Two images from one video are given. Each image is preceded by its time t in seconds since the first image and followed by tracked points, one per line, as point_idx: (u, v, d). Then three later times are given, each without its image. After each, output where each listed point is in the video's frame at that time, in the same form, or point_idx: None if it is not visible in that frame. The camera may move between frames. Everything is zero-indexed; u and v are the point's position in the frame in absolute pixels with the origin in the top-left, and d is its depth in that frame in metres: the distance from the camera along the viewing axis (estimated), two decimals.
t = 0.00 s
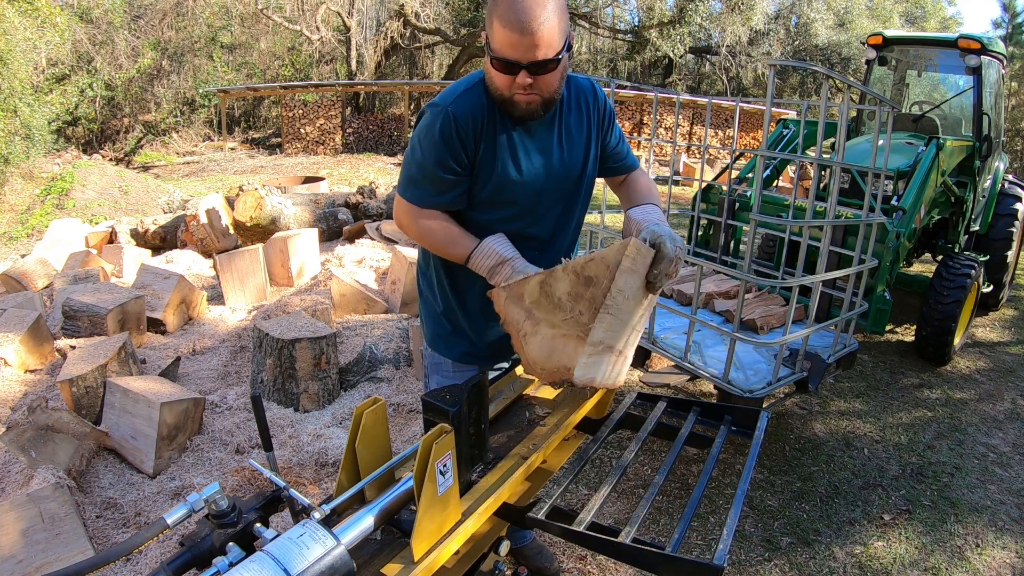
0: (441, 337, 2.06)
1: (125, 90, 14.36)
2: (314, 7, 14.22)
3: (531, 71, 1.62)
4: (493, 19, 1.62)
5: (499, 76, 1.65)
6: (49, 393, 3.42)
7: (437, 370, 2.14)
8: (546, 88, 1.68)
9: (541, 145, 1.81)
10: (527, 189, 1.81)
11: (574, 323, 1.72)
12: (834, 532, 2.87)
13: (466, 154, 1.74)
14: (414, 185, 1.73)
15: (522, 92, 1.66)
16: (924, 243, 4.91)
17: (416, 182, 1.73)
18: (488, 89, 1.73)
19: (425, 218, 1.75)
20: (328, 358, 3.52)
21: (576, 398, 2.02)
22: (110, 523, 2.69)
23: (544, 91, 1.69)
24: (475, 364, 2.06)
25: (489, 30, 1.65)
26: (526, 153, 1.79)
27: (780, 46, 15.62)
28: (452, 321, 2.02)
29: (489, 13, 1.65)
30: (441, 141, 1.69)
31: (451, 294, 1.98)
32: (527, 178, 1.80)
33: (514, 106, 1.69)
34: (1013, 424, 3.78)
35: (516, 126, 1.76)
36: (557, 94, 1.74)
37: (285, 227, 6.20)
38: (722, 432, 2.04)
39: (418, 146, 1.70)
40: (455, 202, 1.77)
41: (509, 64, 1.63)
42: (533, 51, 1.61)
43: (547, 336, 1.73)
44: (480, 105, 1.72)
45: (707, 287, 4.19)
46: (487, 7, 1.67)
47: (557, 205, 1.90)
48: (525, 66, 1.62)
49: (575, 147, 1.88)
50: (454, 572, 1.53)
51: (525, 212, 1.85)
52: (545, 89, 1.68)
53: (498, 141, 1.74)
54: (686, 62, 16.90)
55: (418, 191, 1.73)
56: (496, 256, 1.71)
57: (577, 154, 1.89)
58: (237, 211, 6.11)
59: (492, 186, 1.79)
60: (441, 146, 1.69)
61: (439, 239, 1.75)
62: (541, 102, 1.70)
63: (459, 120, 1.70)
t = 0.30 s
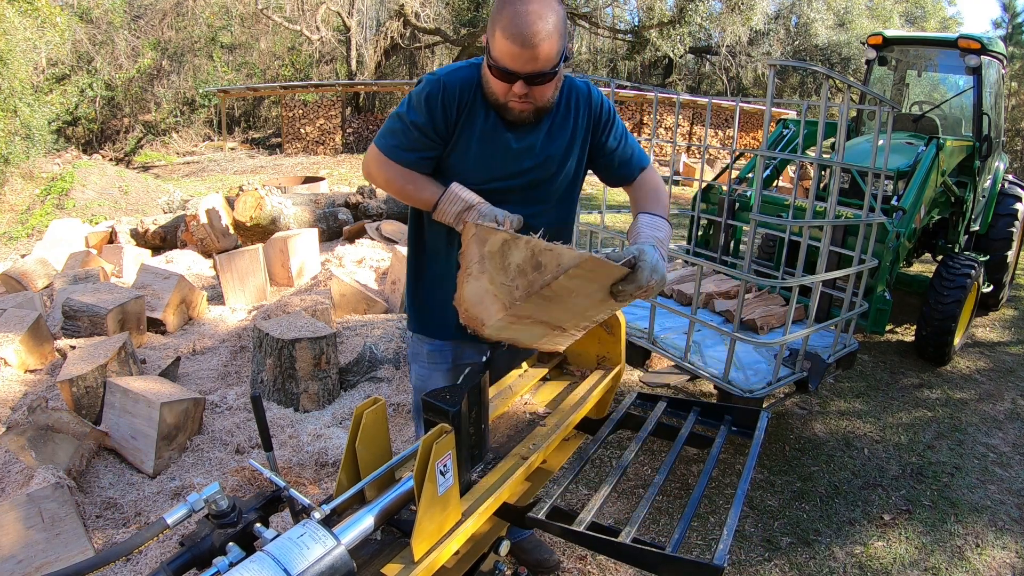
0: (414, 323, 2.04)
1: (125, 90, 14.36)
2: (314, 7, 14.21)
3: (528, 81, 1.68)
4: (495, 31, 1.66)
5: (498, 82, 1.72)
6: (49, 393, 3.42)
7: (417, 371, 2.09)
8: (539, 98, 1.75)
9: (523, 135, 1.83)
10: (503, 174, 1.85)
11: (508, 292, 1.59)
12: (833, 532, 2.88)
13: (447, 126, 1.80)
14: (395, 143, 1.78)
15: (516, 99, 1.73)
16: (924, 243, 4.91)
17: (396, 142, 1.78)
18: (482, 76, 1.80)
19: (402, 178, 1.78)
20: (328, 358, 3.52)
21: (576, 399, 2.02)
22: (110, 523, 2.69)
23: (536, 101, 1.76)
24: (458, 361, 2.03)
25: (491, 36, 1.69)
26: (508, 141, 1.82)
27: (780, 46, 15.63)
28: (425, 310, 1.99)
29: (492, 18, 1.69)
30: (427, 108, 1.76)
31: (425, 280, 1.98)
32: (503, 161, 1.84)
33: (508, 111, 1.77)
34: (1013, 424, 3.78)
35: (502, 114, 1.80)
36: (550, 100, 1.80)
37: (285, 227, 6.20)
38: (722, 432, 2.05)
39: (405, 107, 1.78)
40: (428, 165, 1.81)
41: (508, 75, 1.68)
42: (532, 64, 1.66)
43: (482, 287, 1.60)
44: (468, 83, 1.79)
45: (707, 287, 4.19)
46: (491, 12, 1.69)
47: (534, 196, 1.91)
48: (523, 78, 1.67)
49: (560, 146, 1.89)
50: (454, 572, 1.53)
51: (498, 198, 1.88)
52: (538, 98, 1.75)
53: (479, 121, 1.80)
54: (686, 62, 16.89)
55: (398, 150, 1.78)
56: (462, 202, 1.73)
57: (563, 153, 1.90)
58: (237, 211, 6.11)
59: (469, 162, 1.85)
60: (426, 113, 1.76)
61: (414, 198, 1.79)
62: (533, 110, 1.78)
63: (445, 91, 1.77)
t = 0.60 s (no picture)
0: (401, 320, 2.30)
1: (125, 90, 14.36)
2: (314, 7, 14.22)
3: (475, 107, 1.73)
4: (434, 65, 1.73)
5: (450, 114, 1.78)
6: (49, 393, 3.42)
7: (397, 354, 2.34)
8: (491, 118, 1.79)
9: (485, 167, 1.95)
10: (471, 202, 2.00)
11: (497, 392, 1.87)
12: (834, 532, 2.87)
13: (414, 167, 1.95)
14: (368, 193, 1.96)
15: (469, 125, 1.78)
16: (924, 243, 4.91)
17: (369, 191, 1.96)
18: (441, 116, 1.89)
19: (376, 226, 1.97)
20: (328, 358, 3.52)
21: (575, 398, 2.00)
22: (110, 524, 2.69)
23: (491, 122, 1.81)
24: (434, 353, 2.26)
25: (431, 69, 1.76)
26: (474, 172, 1.95)
27: (780, 46, 15.64)
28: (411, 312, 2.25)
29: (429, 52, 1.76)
30: (393, 156, 1.92)
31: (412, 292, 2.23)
32: (471, 193, 1.98)
33: (467, 139, 1.85)
34: (1013, 424, 3.78)
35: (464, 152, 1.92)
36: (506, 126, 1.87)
37: (285, 227, 6.20)
38: (722, 431, 2.05)
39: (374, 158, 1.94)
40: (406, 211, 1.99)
41: (455, 103, 1.74)
42: (473, 90, 1.72)
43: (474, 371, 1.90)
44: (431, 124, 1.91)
45: (707, 287, 4.19)
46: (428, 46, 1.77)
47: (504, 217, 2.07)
48: (469, 105, 1.73)
49: (524, 171, 1.99)
50: (454, 572, 1.53)
51: (469, 221, 2.05)
52: (490, 118, 1.80)
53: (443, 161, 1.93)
54: (686, 62, 16.89)
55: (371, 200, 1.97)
56: (455, 268, 1.98)
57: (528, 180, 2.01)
58: (237, 212, 6.11)
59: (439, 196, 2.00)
60: (392, 161, 1.92)
61: (389, 244, 1.97)
62: (489, 132, 1.83)
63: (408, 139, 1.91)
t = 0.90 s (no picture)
0: (398, 321, 2.34)
1: (125, 90, 14.36)
2: (314, 7, 14.21)
3: (455, 136, 1.68)
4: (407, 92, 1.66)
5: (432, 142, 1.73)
6: (49, 393, 3.43)
7: (393, 356, 2.34)
8: (473, 141, 1.74)
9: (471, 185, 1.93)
10: (458, 217, 2.01)
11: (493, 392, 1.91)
12: (833, 532, 2.87)
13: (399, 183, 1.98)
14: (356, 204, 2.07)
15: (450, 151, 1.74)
16: (924, 243, 4.91)
17: (353, 201, 2.06)
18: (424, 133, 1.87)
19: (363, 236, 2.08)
20: (328, 358, 3.52)
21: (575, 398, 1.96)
22: (110, 523, 2.69)
23: (474, 145, 1.77)
24: (430, 355, 2.28)
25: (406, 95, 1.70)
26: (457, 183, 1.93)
27: (780, 46, 15.64)
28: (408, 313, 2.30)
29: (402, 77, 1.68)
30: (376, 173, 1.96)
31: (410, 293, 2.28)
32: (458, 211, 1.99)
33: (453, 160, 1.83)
34: (1013, 424, 3.78)
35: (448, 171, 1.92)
36: (491, 145, 1.85)
37: (285, 227, 6.20)
38: (722, 431, 2.05)
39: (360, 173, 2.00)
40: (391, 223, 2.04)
41: (434, 134, 1.69)
42: (448, 119, 1.64)
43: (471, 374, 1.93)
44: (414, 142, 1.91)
45: (707, 287, 4.19)
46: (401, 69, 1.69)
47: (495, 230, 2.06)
48: (449, 134, 1.68)
49: (514, 187, 1.97)
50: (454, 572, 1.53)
51: (457, 236, 2.07)
52: (471, 140, 1.74)
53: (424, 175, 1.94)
54: (686, 62, 16.89)
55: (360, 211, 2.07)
56: (435, 281, 2.06)
57: (518, 194, 2.00)
58: (237, 212, 6.11)
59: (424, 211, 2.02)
60: (376, 178, 1.97)
61: (373, 252, 2.08)
62: (471, 151, 1.78)
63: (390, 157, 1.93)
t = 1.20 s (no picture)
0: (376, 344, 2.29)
1: (125, 91, 14.37)
2: (314, 7, 14.21)
3: (423, 171, 1.64)
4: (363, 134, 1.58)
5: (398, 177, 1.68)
6: (49, 393, 3.43)
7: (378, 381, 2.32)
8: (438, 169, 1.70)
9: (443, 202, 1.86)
10: (431, 239, 1.94)
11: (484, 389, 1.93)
12: (834, 532, 2.87)
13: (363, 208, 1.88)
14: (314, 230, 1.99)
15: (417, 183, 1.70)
16: (924, 243, 4.91)
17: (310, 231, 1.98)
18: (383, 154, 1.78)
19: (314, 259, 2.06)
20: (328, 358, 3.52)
21: (575, 398, 1.95)
22: (110, 523, 2.69)
23: (440, 171, 1.72)
24: (416, 378, 2.26)
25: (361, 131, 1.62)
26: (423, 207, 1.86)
27: (780, 46, 15.65)
28: (388, 334, 2.27)
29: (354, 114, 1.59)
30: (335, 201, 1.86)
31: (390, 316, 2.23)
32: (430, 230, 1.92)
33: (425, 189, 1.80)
34: (1013, 424, 3.78)
35: (414, 192, 1.83)
36: (458, 162, 1.79)
37: (285, 227, 6.20)
38: (722, 431, 2.05)
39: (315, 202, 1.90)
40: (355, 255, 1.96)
41: (402, 173, 1.64)
42: (410, 160, 1.59)
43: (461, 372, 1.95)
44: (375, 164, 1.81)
45: (707, 287, 4.20)
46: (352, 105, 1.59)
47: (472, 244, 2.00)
48: (417, 170, 1.63)
49: (488, 200, 1.92)
50: (454, 572, 1.53)
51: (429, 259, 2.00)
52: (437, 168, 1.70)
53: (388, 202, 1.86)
54: (686, 62, 16.89)
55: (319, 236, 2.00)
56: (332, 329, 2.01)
57: (493, 205, 1.94)
58: (237, 212, 6.11)
59: (393, 235, 1.93)
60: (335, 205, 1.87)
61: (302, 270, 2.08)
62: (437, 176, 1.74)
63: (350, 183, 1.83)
